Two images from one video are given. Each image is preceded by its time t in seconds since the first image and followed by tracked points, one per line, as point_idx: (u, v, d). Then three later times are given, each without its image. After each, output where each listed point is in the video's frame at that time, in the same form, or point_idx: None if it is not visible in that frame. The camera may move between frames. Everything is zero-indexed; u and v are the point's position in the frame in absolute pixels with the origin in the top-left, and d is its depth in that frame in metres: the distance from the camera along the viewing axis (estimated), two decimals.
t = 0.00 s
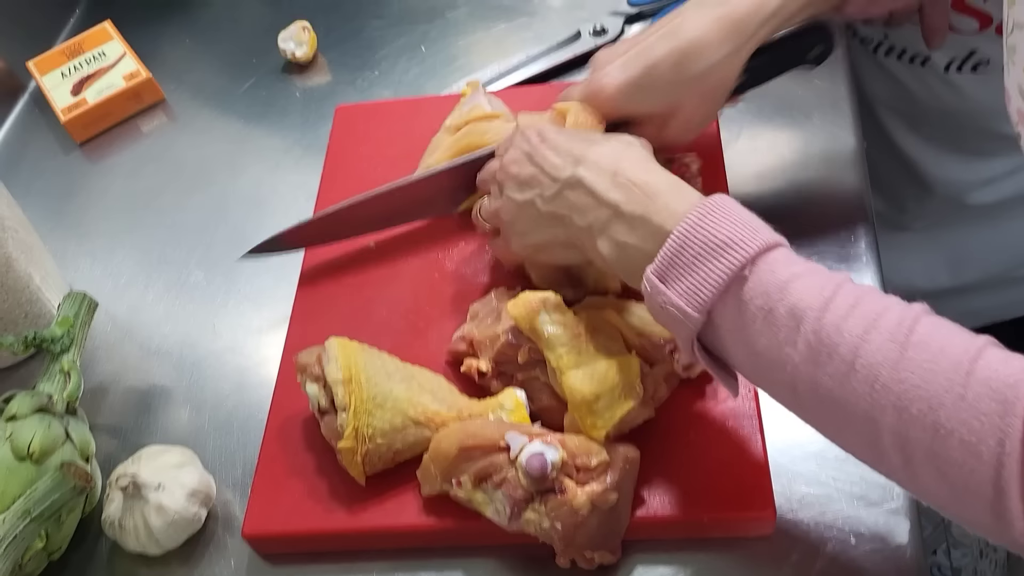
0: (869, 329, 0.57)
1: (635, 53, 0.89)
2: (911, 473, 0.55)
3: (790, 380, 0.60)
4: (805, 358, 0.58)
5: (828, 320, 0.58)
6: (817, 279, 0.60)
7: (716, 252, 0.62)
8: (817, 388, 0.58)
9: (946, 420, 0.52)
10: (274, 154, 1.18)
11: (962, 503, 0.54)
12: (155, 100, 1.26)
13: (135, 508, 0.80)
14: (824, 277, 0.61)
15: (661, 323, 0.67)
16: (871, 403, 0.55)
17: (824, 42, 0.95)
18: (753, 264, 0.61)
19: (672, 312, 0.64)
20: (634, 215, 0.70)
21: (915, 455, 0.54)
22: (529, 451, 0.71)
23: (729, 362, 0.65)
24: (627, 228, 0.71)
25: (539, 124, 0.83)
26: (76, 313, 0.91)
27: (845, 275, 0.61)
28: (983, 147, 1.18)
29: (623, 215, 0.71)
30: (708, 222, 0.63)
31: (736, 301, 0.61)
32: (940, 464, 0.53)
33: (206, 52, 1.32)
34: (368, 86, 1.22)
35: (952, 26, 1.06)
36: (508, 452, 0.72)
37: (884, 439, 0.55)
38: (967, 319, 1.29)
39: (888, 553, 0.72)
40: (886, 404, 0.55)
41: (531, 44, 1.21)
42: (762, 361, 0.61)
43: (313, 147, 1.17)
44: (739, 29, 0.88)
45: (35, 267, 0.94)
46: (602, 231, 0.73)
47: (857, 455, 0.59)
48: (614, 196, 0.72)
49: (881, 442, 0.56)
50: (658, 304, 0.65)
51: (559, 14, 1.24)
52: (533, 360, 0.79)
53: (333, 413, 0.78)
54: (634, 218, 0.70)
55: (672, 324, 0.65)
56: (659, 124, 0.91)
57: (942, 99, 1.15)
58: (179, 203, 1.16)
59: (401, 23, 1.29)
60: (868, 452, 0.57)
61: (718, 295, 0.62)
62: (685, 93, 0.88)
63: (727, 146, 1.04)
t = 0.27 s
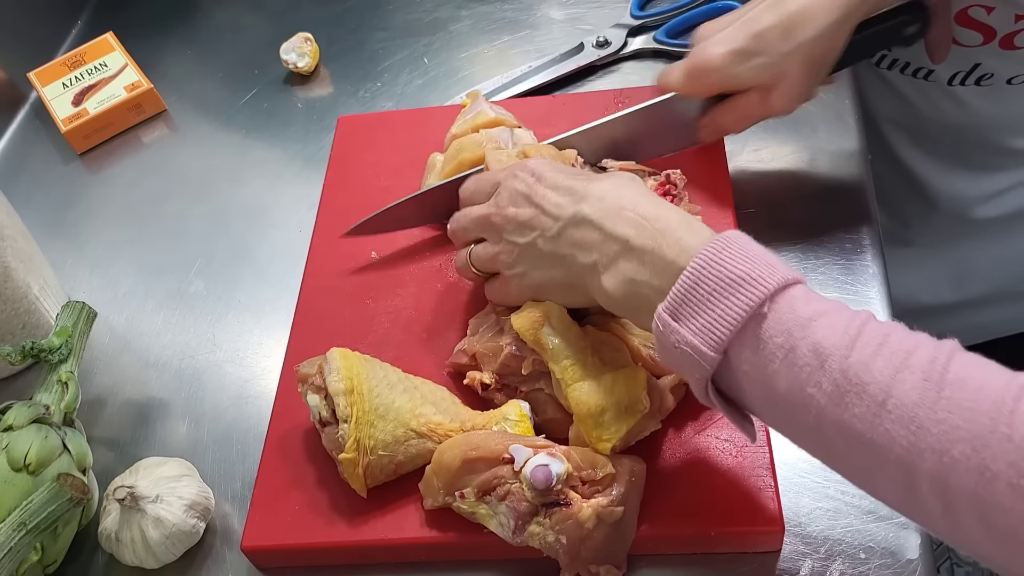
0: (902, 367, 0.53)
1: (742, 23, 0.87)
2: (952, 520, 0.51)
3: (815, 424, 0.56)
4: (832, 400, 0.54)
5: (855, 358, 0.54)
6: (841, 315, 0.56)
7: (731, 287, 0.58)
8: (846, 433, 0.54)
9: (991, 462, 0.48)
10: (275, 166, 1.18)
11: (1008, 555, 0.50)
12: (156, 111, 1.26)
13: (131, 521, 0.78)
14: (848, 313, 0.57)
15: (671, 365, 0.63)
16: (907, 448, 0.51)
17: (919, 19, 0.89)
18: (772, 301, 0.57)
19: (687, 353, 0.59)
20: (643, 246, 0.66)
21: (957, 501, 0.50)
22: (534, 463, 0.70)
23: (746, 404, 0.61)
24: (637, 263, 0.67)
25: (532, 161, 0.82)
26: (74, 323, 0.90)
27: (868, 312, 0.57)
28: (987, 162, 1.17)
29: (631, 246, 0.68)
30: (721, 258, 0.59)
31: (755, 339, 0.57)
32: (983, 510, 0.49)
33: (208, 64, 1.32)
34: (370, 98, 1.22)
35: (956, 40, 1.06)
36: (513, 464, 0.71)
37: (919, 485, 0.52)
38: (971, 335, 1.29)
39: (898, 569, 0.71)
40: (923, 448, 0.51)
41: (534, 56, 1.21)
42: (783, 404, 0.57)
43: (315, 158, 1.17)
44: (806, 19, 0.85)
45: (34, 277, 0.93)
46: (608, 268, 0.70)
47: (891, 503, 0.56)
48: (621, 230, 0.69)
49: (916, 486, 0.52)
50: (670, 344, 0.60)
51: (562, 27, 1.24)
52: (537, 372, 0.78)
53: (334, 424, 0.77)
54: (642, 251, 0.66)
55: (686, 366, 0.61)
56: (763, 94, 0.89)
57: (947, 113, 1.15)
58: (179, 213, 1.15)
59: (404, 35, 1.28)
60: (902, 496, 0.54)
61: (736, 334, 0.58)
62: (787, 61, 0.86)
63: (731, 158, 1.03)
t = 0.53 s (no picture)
0: (973, 379, 0.51)
1: None
2: None
3: (877, 437, 0.54)
4: (900, 413, 0.52)
5: (923, 369, 0.52)
6: (903, 323, 0.55)
7: (788, 291, 0.56)
8: (915, 448, 0.52)
9: None
10: (276, 166, 1.16)
11: None
12: (156, 109, 1.24)
13: (126, 526, 0.76)
14: (909, 321, 0.55)
15: (716, 372, 0.61)
16: (981, 464, 0.49)
17: None
18: (830, 305, 0.55)
19: (738, 360, 0.57)
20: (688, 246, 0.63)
21: None
22: (542, 470, 0.68)
23: (796, 414, 0.59)
24: (680, 263, 0.63)
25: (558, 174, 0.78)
26: (69, 323, 0.87)
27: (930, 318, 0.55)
28: (996, 166, 1.15)
29: (674, 244, 0.64)
30: (774, 260, 0.57)
31: (812, 346, 0.55)
32: None
33: (209, 63, 1.30)
34: (373, 98, 1.20)
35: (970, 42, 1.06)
36: (520, 471, 0.69)
37: (993, 503, 0.50)
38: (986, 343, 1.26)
39: None
40: (998, 464, 0.49)
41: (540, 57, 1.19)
42: (841, 415, 0.55)
43: (316, 158, 1.15)
44: None
45: (29, 276, 0.91)
46: (646, 268, 0.66)
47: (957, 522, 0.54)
48: (662, 228, 0.65)
49: (990, 504, 0.50)
50: (720, 350, 0.58)
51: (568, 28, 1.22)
52: (544, 377, 0.76)
53: (336, 428, 0.74)
54: (685, 250, 0.63)
55: (735, 374, 0.59)
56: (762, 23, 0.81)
57: (958, 116, 1.14)
58: (178, 213, 1.13)
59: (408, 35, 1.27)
60: (971, 514, 0.52)
61: (792, 340, 0.56)
62: None
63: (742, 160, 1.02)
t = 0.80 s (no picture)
0: (977, 373, 0.50)
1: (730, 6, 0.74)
2: None
3: (883, 431, 0.53)
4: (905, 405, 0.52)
5: (927, 363, 0.52)
6: (909, 319, 0.54)
7: (795, 288, 0.56)
8: (921, 442, 0.52)
9: None
10: (281, 163, 1.15)
11: None
12: (161, 105, 1.24)
13: (127, 521, 0.75)
14: (914, 316, 0.55)
15: (725, 370, 0.61)
16: (986, 456, 0.49)
17: (921, 20, 0.80)
18: (837, 302, 0.55)
19: (745, 357, 0.57)
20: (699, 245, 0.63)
21: None
22: (546, 469, 0.68)
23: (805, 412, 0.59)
24: (690, 261, 0.63)
25: (563, 170, 0.80)
26: (72, 316, 0.87)
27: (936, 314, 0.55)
28: (1004, 175, 1.14)
29: (685, 242, 0.64)
30: (781, 258, 0.57)
31: (819, 343, 0.55)
32: None
33: (214, 60, 1.30)
34: (379, 96, 1.20)
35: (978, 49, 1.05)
36: (524, 470, 0.69)
37: (999, 495, 0.50)
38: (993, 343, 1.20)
39: None
40: (1003, 456, 0.49)
41: (547, 58, 1.19)
42: (848, 411, 0.55)
43: (321, 157, 1.14)
44: None
45: (32, 270, 0.91)
46: (658, 267, 0.66)
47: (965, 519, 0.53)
48: (673, 227, 0.66)
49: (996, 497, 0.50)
50: (728, 347, 0.58)
51: (575, 29, 1.22)
52: (551, 377, 0.76)
53: (340, 425, 0.74)
54: (696, 248, 0.63)
55: (743, 371, 0.59)
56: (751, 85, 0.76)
57: (966, 124, 1.14)
58: (182, 210, 1.13)
59: (414, 34, 1.27)
60: (979, 507, 0.51)
61: (799, 336, 0.56)
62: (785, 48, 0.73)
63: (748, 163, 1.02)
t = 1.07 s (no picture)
0: (974, 397, 0.49)
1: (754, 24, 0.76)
2: None
3: (880, 451, 0.52)
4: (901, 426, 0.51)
5: (924, 386, 0.51)
6: (908, 337, 0.53)
7: (794, 306, 0.55)
8: (917, 463, 0.51)
9: None
10: (287, 160, 1.15)
11: None
12: (168, 101, 1.23)
13: (129, 517, 0.75)
14: (913, 335, 0.53)
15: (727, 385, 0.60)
16: (979, 480, 0.48)
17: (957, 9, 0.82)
18: (837, 321, 0.54)
19: (746, 375, 0.57)
20: (699, 262, 0.62)
21: None
22: (555, 469, 0.67)
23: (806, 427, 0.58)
24: (692, 275, 0.62)
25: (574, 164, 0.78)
26: (77, 310, 0.86)
27: (936, 332, 0.54)
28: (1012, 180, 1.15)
29: (686, 259, 0.63)
30: (782, 275, 0.56)
31: (819, 361, 0.54)
32: None
33: (222, 56, 1.29)
34: (387, 94, 1.20)
35: (991, 50, 1.03)
36: (531, 470, 0.68)
37: (992, 518, 0.49)
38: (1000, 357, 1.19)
39: None
40: (999, 481, 0.48)
41: (556, 57, 1.19)
42: (847, 430, 0.54)
43: (328, 154, 1.14)
44: None
45: (36, 263, 0.90)
46: (661, 280, 0.65)
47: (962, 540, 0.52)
48: (675, 241, 0.64)
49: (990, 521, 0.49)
50: (730, 363, 0.58)
51: (584, 29, 1.21)
52: (559, 376, 0.75)
53: (345, 422, 0.73)
54: (697, 263, 0.62)
55: (744, 386, 0.58)
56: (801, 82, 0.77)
57: (979, 128, 1.12)
58: (188, 205, 1.12)
59: (423, 32, 1.26)
60: (976, 532, 0.51)
61: (799, 355, 0.55)
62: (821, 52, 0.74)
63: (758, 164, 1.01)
